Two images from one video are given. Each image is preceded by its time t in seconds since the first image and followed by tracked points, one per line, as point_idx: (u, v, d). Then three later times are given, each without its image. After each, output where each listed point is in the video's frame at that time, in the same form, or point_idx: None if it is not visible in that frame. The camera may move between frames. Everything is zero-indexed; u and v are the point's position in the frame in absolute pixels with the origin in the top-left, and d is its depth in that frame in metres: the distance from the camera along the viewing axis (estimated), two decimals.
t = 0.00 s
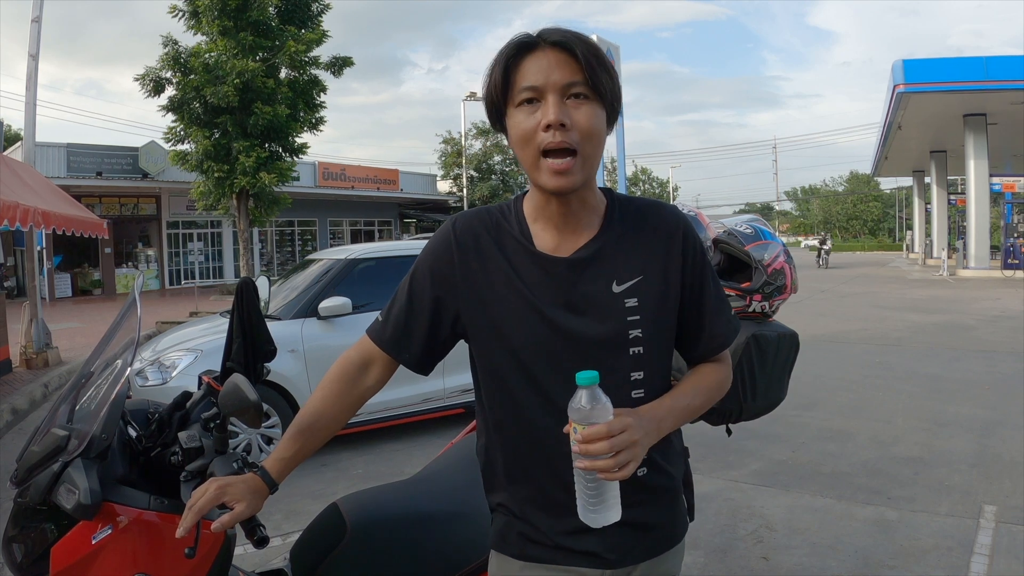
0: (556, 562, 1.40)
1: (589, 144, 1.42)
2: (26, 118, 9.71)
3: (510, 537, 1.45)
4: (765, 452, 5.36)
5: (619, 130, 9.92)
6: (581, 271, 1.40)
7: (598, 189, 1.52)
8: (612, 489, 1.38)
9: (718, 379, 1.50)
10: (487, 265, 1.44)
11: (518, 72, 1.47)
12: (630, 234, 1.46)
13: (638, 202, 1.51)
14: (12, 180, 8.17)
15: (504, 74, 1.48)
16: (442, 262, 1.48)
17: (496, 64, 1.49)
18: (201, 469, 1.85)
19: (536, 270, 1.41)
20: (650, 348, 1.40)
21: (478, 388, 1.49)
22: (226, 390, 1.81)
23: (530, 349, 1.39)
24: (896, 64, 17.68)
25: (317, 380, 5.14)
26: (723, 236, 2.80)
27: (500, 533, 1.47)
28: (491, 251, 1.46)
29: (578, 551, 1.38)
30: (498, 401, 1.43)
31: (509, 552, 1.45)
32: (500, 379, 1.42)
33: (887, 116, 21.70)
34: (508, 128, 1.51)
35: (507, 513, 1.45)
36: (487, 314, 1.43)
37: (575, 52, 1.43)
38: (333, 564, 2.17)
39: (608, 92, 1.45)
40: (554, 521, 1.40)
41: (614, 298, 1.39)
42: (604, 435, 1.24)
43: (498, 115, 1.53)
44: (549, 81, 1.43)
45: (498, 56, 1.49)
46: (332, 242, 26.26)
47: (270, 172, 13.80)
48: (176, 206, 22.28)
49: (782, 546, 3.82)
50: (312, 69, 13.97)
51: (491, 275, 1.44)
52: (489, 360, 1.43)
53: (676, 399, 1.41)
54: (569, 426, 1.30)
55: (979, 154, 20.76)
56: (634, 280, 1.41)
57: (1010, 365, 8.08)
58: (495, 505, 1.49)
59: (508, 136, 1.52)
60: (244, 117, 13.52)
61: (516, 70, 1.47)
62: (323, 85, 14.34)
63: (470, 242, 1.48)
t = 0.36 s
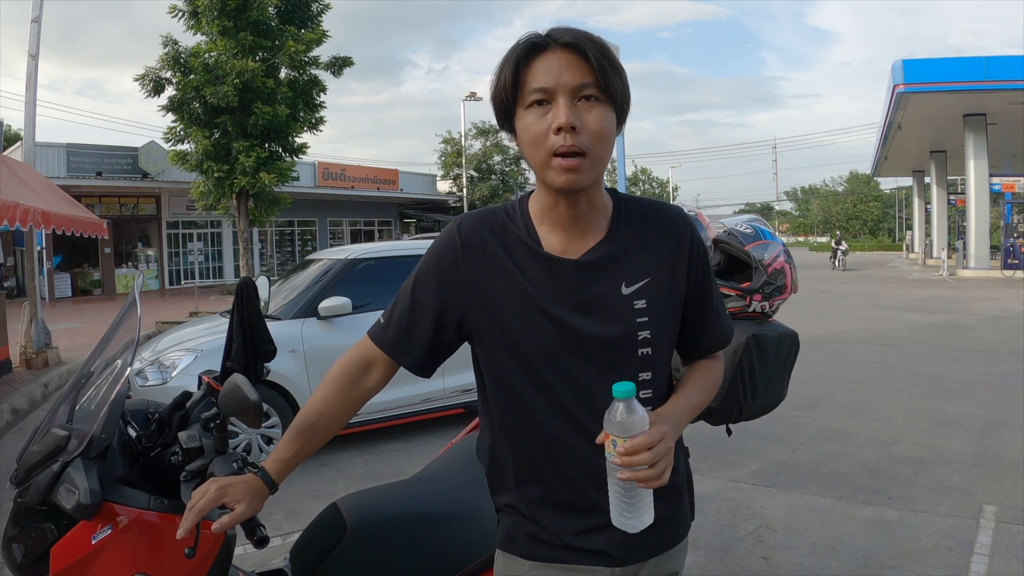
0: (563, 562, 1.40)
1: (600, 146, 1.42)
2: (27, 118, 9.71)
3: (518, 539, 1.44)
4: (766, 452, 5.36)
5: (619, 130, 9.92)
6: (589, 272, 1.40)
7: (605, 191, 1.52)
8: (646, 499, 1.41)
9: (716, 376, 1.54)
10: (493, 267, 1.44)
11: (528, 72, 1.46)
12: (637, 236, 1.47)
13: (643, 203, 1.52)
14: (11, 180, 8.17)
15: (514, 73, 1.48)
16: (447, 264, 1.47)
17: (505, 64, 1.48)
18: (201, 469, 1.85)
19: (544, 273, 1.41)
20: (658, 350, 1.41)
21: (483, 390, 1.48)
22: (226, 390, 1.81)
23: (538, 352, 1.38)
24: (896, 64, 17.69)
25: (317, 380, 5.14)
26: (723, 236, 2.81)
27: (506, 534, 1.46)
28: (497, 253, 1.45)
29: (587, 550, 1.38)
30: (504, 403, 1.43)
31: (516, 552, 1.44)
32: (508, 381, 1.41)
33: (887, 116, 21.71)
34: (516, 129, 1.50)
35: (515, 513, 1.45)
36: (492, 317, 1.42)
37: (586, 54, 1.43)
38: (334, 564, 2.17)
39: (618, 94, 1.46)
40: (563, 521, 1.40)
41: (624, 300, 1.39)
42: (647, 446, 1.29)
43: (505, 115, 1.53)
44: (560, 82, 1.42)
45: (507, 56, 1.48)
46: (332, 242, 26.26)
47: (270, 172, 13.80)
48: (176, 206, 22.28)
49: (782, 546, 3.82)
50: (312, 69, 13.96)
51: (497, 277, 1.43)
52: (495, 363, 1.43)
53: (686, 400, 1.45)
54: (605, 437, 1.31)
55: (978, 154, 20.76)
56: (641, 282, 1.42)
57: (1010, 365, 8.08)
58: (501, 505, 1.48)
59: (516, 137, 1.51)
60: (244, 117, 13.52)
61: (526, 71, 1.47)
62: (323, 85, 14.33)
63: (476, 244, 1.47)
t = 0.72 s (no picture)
0: (556, 563, 1.40)
1: (615, 144, 1.42)
2: (26, 118, 9.72)
3: (512, 540, 1.45)
4: (766, 452, 5.36)
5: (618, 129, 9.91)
6: (597, 268, 1.40)
7: (618, 190, 1.52)
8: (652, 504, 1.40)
9: (726, 380, 1.53)
10: (502, 260, 1.44)
11: (548, 68, 1.46)
12: (649, 233, 1.46)
13: (655, 203, 1.52)
14: (11, 180, 8.17)
15: (534, 69, 1.48)
16: (457, 257, 1.47)
17: (526, 59, 1.49)
18: (201, 469, 1.87)
19: (552, 266, 1.40)
20: (664, 350, 1.40)
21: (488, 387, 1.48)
22: (225, 390, 1.81)
23: (543, 345, 1.38)
24: (896, 64, 17.69)
25: (317, 381, 5.15)
26: (723, 236, 2.81)
27: (501, 533, 1.47)
28: (506, 247, 1.45)
29: (581, 552, 1.39)
30: (506, 398, 1.42)
31: (510, 552, 1.45)
32: (512, 376, 1.41)
33: (887, 116, 21.71)
34: (533, 124, 1.51)
35: (510, 514, 1.45)
36: (500, 310, 1.42)
37: (608, 51, 1.43)
38: (334, 565, 2.17)
39: (637, 95, 1.46)
40: (557, 522, 1.40)
41: (630, 297, 1.39)
42: (655, 448, 1.29)
43: (525, 111, 1.53)
44: (580, 79, 1.42)
45: (528, 51, 1.49)
46: (332, 242, 26.27)
47: (270, 172, 13.79)
48: (176, 206, 22.29)
49: (782, 546, 3.81)
50: (312, 69, 13.96)
51: (506, 270, 1.43)
52: (499, 359, 1.42)
53: (696, 403, 1.44)
54: (613, 439, 1.32)
55: (978, 154, 20.77)
56: (650, 279, 1.41)
57: (1011, 365, 8.08)
58: (496, 502, 1.49)
59: (533, 132, 1.51)
60: (244, 117, 13.51)
61: (547, 66, 1.47)
62: (323, 85, 14.32)
63: (486, 236, 1.47)
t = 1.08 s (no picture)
0: (552, 562, 1.39)
1: (615, 152, 1.41)
2: (27, 118, 9.72)
3: (507, 536, 1.44)
4: (766, 452, 5.35)
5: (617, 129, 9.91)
6: (599, 267, 1.39)
7: (625, 192, 1.51)
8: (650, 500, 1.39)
9: (729, 385, 1.54)
10: (506, 258, 1.44)
11: (554, 74, 1.46)
12: (652, 236, 1.45)
13: (662, 206, 1.51)
14: (11, 180, 8.16)
15: (541, 74, 1.48)
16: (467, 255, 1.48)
17: (534, 66, 1.49)
18: (200, 469, 1.87)
19: (556, 265, 1.40)
20: (664, 347, 1.39)
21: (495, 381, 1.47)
22: (225, 390, 1.82)
23: (544, 340, 1.37)
24: (896, 64, 17.69)
25: (317, 381, 5.14)
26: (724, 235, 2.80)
27: (498, 529, 1.46)
28: (511, 245, 1.45)
29: (575, 550, 1.38)
30: (510, 393, 1.42)
31: (504, 549, 1.45)
32: (514, 371, 1.40)
33: (887, 116, 21.70)
34: (540, 127, 1.50)
35: (506, 510, 1.46)
36: (504, 306, 1.42)
37: (611, 60, 1.42)
38: (334, 564, 2.17)
39: (643, 101, 1.44)
40: (553, 519, 1.39)
41: (632, 296, 1.38)
42: (655, 434, 1.27)
43: (534, 116, 1.53)
44: (582, 88, 1.42)
45: (536, 57, 1.49)
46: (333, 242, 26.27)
47: (270, 172, 13.79)
48: (176, 206, 22.31)
49: (782, 546, 3.81)
50: (312, 69, 13.94)
51: (510, 269, 1.43)
52: (503, 353, 1.42)
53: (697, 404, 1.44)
54: (614, 426, 1.31)
55: (978, 154, 20.76)
56: (652, 279, 1.40)
57: (1010, 365, 8.07)
58: (495, 498, 1.49)
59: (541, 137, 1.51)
60: (244, 117, 13.50)
61: (554, 74, 1.47)
62: (323, 85, 14.30)
63: (493, 235, 1.47)
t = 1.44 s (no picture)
0: (559, 560, 1.39)
1: (623, 155, 1.40)
2: (27, 118, 9.71)
3: (511, 534, 1.43)
4: (766, 452, 5.34)
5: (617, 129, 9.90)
6: (607, 264, 1.38)
7: (636, 194, 1.50)
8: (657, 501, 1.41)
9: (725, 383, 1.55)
10: (516, 252, 1.42)
11: (572, 73, 1.46)
12: (659, 238, 1.45)
13: (670, 211, 1.50)
14: (11, 180, 8.15)
15: (560, 72, 1.48)
16: (472, 247, 1.45)
17: (552, 64, 1.48)
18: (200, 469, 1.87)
19: (564, 261, 1.39)
20: (670, 349, 1.40)
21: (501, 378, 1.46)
22: (223, 390, 1.82)
23: (553, 332, 1.36)
24: (896, 63, 17.69)
25: (317, 380, 5.13)
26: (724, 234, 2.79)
27: (501, 527, 1.45)
28: (520, 241, 1.44)
29: (580, 548, 1.37)
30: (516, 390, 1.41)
31: (508, 547, 1.44)
32: (523, 367, 1.40)
33: (887, 115, 21.68)
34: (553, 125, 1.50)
35: (510, 507, 1.44)
36: (513, 300, 1.39)
37: (626, 63, 1.41)
38: (334, 564, 2.17)
39: (656, 106, 1.43)
40: (557, 517, 1.39)
41: (641, 297, 1.38)
42: (671, 449, 1.29)
43: (549, 113, 1.52)
44: (595, 88, 1.41)
45: (556, 56, 1.48)
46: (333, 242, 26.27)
47: (270, 172, 13.78)
48: (176, 205, 22.31)
49: (783, 546, 3.80)
50: (312, 69, 13.92)
51: (518, 264, 1.41)
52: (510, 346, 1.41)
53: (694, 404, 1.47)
54: (630, 439, 1.31)
55: (979, 153, 20.76)
56: (661, 280, 1.40)
57: (1010, 365, 8.06)
58: (498, 494, 1.48)
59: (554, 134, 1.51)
60: (244, 117, 13.50)
61: (571, 73, 1.46)
62: (323, 85, 14.28)
63: (503, 231, 1.46)
